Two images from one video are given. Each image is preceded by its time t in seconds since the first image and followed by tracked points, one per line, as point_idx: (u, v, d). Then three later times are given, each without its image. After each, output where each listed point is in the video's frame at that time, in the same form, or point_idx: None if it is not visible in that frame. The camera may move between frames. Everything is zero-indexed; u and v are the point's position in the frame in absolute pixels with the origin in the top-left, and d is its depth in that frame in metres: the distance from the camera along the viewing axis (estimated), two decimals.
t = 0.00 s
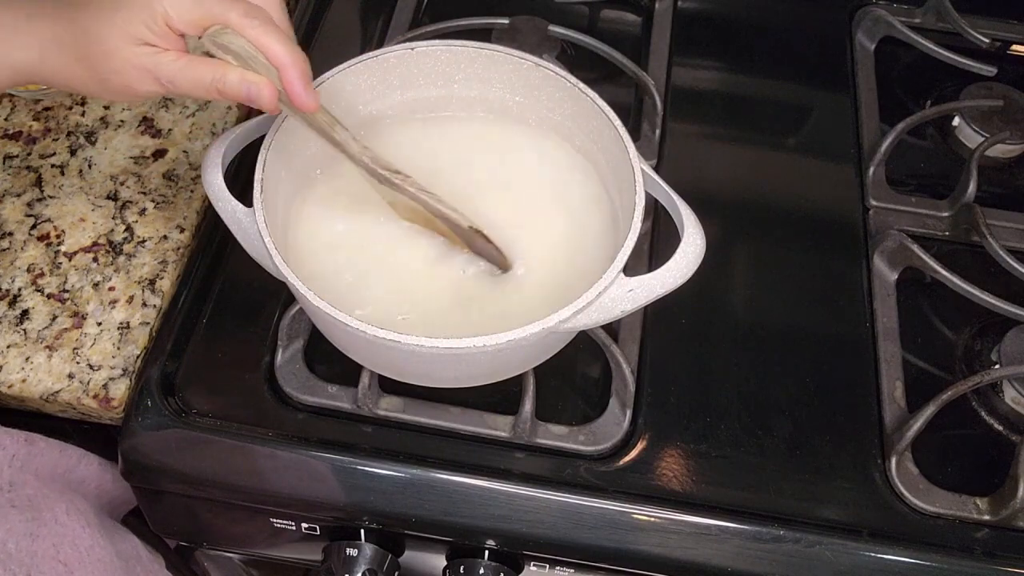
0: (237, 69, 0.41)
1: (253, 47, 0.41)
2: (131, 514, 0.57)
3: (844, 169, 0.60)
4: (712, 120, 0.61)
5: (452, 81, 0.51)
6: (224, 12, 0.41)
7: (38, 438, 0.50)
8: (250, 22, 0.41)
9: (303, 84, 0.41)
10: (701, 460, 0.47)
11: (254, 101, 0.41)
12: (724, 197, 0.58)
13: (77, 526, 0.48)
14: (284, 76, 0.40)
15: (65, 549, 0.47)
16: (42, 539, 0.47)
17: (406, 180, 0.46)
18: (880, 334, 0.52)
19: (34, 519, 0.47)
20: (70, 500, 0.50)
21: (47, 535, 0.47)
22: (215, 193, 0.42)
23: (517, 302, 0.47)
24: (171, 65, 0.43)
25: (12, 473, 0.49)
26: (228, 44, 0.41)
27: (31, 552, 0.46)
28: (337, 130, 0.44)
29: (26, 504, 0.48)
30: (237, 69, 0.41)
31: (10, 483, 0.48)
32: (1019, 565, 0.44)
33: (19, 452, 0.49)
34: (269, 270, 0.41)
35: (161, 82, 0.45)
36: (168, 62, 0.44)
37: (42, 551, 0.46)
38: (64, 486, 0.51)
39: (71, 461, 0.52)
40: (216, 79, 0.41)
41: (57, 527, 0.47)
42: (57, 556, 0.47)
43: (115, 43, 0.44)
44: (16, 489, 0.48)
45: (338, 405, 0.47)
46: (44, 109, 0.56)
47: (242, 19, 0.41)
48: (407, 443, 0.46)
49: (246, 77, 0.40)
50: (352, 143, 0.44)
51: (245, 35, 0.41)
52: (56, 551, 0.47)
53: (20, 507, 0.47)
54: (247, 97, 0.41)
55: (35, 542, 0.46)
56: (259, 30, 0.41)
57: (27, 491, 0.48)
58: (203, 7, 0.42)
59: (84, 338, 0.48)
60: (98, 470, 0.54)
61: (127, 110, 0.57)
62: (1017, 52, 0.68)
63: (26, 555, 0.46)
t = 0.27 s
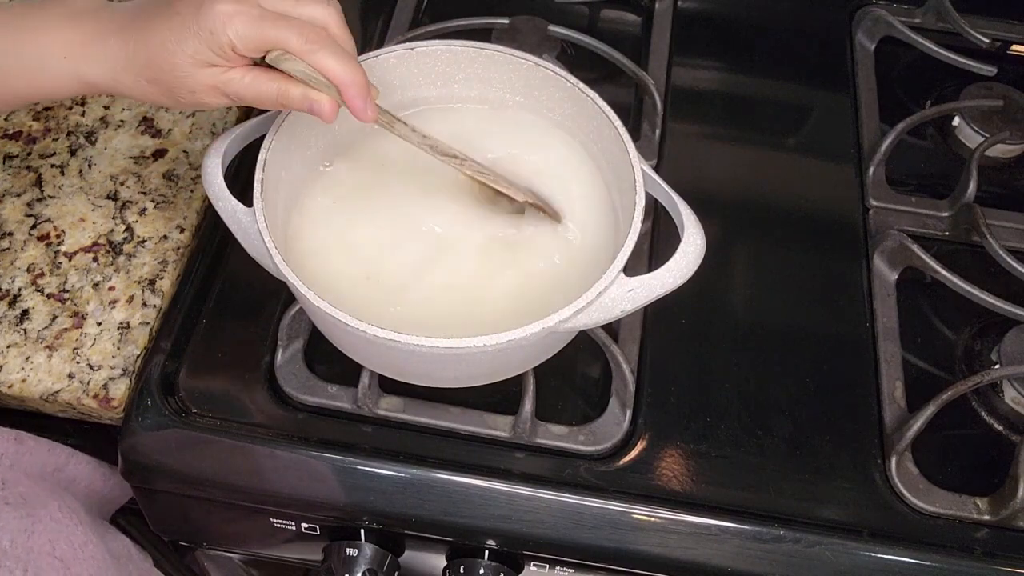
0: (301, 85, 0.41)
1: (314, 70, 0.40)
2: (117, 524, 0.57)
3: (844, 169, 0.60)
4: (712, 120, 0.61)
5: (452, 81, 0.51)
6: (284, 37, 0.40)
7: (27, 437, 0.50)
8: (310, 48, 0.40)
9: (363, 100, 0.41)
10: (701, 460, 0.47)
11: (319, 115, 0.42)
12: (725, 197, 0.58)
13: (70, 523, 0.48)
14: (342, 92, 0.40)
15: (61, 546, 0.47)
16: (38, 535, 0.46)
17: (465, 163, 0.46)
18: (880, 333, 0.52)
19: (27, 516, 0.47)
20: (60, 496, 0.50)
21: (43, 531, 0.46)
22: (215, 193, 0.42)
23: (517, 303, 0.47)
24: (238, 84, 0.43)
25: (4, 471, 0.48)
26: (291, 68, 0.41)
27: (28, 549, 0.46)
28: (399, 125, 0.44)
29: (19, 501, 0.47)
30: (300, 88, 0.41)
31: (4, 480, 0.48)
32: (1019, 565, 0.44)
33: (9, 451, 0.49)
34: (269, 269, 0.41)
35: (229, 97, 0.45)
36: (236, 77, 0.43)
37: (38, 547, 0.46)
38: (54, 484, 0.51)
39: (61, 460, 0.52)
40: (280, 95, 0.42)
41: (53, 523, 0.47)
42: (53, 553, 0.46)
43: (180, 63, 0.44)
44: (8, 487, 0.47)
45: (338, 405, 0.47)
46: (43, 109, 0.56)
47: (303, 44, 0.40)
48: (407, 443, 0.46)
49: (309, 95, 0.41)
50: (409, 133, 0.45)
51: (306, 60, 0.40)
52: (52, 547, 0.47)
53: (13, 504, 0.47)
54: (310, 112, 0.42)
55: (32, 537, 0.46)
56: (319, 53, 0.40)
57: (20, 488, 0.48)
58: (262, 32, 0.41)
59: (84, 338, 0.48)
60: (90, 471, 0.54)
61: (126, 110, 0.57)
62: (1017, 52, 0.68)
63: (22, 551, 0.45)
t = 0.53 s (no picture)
0: (266, 60, 0.42)
1: (281, 44, 0.41)
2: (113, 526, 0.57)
3: (844, 169, 0.60)
4: (712, 120, 0.61)
5: (451, 81, 0.51)
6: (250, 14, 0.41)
7: (24, 437, 0.50)
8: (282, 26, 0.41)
9: (330, 73, 0.42)
10: (701, 460, 0.47)
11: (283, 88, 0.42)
12: (724, 197, 0.58)
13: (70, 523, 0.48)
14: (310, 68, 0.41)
15: (62, 546, 0.47)
16: (40, 534, 0.46)
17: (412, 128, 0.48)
18: (881, 333, 0.52)
19: (27, 516, 0.46)
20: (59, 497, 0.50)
21: (44, 531, 0.46)
22: (215, 193, 0.42)
23: (517, 303, 0.47)
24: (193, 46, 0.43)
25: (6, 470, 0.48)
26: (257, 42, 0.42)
27: (30, 548, 0.45)
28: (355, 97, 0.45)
29: (20, 501, 0.47)
30: (266, 63, 0.42)
31: (5, 479, 0.47)
32: (1019, 565, 0.44)
33: (7, 451, 0.49)
34: (269, 270, 0.41)
35: (188, 73, 0.44)
36: (193, 52, 0.43)
37: (39, 547, 0.46)
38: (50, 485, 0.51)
39: (59, 461, 0.52)
40: (246, 70, 0.42)
41: (53, 523, 0.47)
42: (54, 553, 0.46)
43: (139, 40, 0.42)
44: (10, 485, 0.47)
45: (338, 405, 0.47)
46: (43, 109, 0.56)
47: (271, 21, 0.41)
48: (407, 443, 0.46)
49: (275, 70, 0.42)
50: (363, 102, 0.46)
51: (273, 35, 0.41)
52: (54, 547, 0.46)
53: (13, 504, 0.46)
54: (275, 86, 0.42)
55: (34, 537, 0.46)
56: (288, 30, 0.41)
57: (21, 487, 0.48)
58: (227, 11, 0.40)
59: (84, 338, 0.48)
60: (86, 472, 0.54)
61: (127, 110, 0.57)
62: (1017, 52, 0.68)
63: (23, 551, 0.45)
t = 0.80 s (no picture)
0: None
1: None
2: (112, 526, 0.57)
3: (844, 169, 0.60)
4: (712, 120, 0.61)
5: (452, 81, 0.51)
6: None
7: (24, 437, 0.50)
8: None
9: (295, 13, 0.44)
10: (701, 460, 0.47)
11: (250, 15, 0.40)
12: (724, 197, 0.58)
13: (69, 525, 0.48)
14: None
15: (61, 547, 0.47)
16: (40, 535, 0.46)
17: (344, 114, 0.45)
18: (881, 334, 0.52)
19: (28, 517, 0.46)
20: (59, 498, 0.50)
21: (45, 532, 0.46)
22: (214, 193, 0.42)
23: (516, 303, 0.47)
24: None
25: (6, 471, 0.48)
26: None
27: (30, 549, 0.45)
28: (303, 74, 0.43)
29: (21, 503, 0.47)
30: None
31: (6, 480, 0.47)
32: (1019, 565, 0.44)
33: (7, 451, 0.49)
34: (269, 270, 0.41)
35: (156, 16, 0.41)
36: None
37: (40, 549, 0.45)
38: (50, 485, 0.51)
39: (59, 461, 0.52)
40: None
41: (54, 525, 0.47)
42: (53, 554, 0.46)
43: None
44: (11, 487, 0.47)
45: (338, 405, 0.47)
46: (43, 109, 0.56)
47: None
48: (407, 443, 0.46)
49: None
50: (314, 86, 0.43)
51: None
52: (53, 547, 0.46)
53: (14, 505, 0.46)
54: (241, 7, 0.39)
55: (34, 538, 0.46)
56: None
57: (22, 488, 0.47)
58: None
59: (84, 338, 0.48)
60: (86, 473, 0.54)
61: (126, 110, 0.57)
62: (1017, 52, 0.68)
63: (23, 552, 0.45)
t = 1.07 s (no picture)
0: None
1: None
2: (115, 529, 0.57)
3: (844, 169, 0.60)
4: (712, 120, 0.61)
5: (451, 81, 0.51)
6: None
7: (32, 440, 0.50)
8: None
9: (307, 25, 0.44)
10: (701, 460, 0.47)
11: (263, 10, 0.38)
12: (724, 197, 0.58)
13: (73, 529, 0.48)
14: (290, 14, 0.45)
15: (65, 551, 0.47)
16: (44, 539, 0.46)
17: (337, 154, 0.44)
18: (881, 334, 0.52)
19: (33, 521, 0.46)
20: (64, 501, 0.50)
21: (49, 536, 0.46)
22: (215, 194, 0.42)
23: (516, 304, 0.47)
24: None
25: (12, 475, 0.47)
26: None
27: (35, 553, 0.45)
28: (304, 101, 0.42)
29: (25, 506, 0.47)
30: None
31: (11, 484, 0.47)
32: (1019, 565, 0.44)
33: (11, 453, 0.49)
34: (269, 270, 0.41)
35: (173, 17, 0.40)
36: None
37: (44, 552, 0.45)
38: (56, 488, 0.51)
39: (65, 464, 0.52)
40: None
41: (57, 528, 0.47)
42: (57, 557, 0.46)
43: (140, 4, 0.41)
44: (16, 490, 0.47)
45: (338, 405, 0.47)
46: (43, 109, 0.56)
47: None
48: (407, 443, 0.46)
49: None
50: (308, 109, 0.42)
51: None
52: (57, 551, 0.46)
53: (18, 509, 0.46)
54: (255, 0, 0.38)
55: (38, 542, 0.46)
56: None
57: (27, 492, 0.47)
58: None
59: (84, 338, 0.48)
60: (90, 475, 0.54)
61: (126, 110, 0.57)
62: (1017, 52, 0.68)
63: (27, 556, 0.45)
